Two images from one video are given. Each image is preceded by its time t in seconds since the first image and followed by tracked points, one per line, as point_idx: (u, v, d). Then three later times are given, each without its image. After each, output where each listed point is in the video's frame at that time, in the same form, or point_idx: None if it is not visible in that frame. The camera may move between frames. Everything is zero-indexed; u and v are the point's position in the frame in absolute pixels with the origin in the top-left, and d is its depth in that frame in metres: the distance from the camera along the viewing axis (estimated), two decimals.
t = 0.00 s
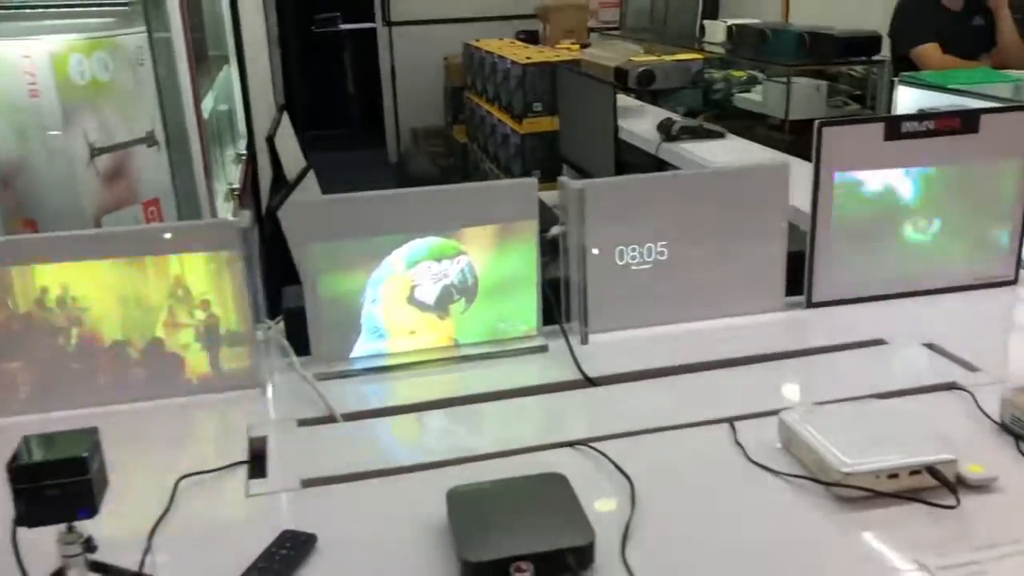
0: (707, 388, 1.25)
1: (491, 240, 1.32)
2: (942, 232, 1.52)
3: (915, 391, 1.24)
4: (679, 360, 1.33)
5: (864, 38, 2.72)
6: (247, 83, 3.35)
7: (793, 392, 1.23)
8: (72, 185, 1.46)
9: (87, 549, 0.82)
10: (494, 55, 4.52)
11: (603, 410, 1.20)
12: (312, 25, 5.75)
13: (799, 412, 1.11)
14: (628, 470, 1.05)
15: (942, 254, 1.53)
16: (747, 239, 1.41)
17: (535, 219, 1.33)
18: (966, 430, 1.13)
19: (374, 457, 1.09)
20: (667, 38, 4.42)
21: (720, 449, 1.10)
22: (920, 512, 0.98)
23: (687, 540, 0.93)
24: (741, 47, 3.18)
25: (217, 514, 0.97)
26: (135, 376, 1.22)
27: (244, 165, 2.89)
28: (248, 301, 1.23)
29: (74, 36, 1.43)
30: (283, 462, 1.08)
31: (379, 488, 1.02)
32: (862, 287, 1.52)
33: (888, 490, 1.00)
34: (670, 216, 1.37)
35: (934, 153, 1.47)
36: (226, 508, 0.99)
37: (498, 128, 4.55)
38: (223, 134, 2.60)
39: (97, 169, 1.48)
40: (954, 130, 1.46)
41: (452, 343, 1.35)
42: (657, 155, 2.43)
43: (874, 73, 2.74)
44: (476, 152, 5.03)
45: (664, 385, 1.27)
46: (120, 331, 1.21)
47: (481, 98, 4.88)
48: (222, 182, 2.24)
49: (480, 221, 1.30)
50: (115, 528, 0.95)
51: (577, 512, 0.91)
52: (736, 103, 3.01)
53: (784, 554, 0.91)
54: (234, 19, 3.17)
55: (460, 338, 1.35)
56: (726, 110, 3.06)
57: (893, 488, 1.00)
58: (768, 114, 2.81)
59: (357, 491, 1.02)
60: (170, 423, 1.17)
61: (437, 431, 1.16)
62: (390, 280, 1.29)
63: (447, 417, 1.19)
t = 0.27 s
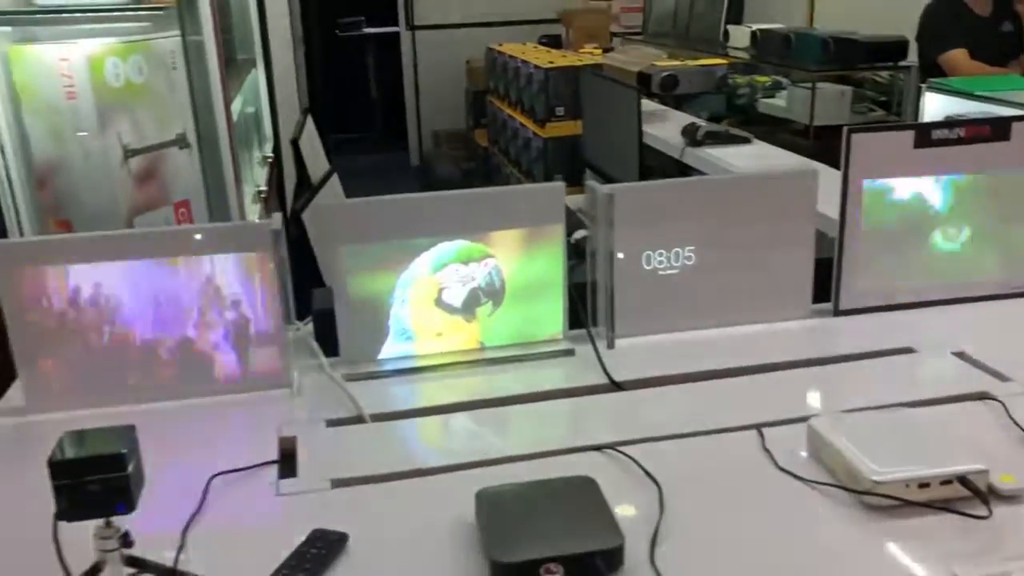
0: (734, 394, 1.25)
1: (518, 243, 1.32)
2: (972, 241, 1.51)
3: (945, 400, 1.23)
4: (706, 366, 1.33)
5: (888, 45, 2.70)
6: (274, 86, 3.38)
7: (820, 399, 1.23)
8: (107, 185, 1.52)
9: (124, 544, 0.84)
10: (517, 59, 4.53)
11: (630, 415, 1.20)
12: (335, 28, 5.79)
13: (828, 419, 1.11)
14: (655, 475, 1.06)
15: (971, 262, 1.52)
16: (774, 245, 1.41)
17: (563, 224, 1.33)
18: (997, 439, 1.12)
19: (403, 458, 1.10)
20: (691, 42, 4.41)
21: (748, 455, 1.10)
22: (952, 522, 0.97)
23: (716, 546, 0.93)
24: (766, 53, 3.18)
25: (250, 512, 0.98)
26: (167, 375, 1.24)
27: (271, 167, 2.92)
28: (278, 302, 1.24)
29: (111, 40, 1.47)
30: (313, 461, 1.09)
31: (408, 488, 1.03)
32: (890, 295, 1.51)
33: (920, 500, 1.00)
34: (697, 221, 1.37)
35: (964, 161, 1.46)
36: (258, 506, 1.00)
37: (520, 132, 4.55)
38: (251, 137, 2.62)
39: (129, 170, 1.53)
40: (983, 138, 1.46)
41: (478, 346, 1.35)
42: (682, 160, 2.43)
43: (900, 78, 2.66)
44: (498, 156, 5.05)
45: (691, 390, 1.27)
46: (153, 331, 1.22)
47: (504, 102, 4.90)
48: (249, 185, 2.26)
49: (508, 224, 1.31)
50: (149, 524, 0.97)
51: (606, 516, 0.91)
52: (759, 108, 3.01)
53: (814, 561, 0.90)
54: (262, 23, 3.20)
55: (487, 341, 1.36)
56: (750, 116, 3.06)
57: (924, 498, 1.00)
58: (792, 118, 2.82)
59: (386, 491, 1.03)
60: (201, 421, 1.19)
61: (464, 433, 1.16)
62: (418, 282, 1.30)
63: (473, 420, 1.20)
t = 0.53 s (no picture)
0: (766, 402, 1.24)
1: (549, 249, 1.32)
2: (1008, 250, 1.49)
3: (981, 411, 1.21)
4: (737, 374, 1.32)
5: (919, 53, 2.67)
6: (303, 90, 3.41)
7: (853, 408, 1.22)
8: (143, 189, 1.52)
9: (164, 542, 0.85)
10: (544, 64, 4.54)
11: (661, 421, 1.20)
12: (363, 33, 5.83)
13: (862, 429, 1.10)
14: (688, 482, 1.05)
15: (1007, 271, 1.50)
16: (807, 252, 1.40)
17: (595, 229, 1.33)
18: None
19: (435, 461, 1.10)
20: (718, 48, 4.39)
21: (781, 463, 1.09)
22: (989, 534, 0.96)
23: (750, 553, 0.92)
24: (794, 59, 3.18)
25: (285, 513, 1.00)
26: (203, 376, 1.26)
27: (300, 171, 2.94)
28: (311, 304, 1.25)
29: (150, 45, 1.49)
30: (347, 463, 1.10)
31: (441, 491, 1.04)
32: (923, 304, 1.49)
33: (956, 510, 0.99)
34: (729, 227, 1.37)
35: (1001, 169, 1.44)
36: (293, 506, 1.01)
37: (546, 137, 4.56)
38: (281, 141, 2.65)
39: (166, 173, 1.53)
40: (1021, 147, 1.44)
41: (508, 350, 1.36)
42: (711, 166, 2.42)
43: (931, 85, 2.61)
44: (523, 161, 5.06)
45: (722, 397, 1.26)
46: (189, 332, 1.24)
47: (529, 107, 4.91)
48: (280, 188, 2.29)
49: (540, 230, 1.31)
50: (186, 522, 0.98)
51: (639, 521, 0.91)
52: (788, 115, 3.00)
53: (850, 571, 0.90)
54: (292, 28, 3.23)
55: (517, 345, 1.36)
56: (778, 122, 3.05)
57: (961, 509, 0.99)
58: (823, 126, 2.79)
59: (420, 493, 1.03)
60: (236, 422, 1.20)
61: (494, 437, 1.17)
62: (450, 286, 1.31)
63: (504, 424, 1.20)
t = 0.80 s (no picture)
0: (794, 410, 1.24)
1: (577, 253, 1.32)
2: None
3: (1013, 421, 1.20)
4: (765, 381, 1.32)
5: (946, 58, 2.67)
6: (328, 94, 3.44)
7: (882, 417, 1.21)
8: (176, 191, 1.56)
9: (198, 541, 0.87)
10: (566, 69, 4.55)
11: (689, 427, 1.20)
12: (386, 38, 5.87)
13: (892, 437, 1.09)
14: (716, 488, 1.05)
15: None
16: (835, 260, 1.40)
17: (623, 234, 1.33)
18: None
19: (463, 464, 1.11)
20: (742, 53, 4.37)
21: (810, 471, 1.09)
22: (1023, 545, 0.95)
23: (781, 561, 0.92)
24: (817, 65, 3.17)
25: (317, 513, 1.00)
26: (233, 377, 1.27)
27: (325, 175, 2.97)
28: (340, 307, 1.26)
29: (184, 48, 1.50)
30: (376, 465, 1.10)
31: (470, 493, 1.04)
32: (953, 313, 1.48)
33: (988, 521, 0.98)
34: (758, 234, 1.36)
35: None
36: (325, 507, 1.02)
37: (568, 142, 4.56)
38: (307, 145, 2.68)
39: (199, 176, 1.57)
40: None
41: (535, 355, 1.36)
42: (736, 172, 2.41)
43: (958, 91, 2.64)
44: (545, 165, 5.06)
45: (750, 404, 1.26)
46: (220, 334, 1.25)
47: (551, 112, 4.92)
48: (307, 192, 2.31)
49: (568, 235, 1.31)
50: (219, 521, 0.99)
51: (668, 527, 0.91)
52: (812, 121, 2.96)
53: None
54: (318, 32, 3.26)
55: (544, 350, 1.36)
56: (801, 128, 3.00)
57: (994, 520, 0.98)
58: (847, 133, 2.75)
59: (449, 495, 1.04)
60: (265, 424, 1.22)
61: (520, 442, 1.17)
62: (477, 290, 1.31)
63: (532, 428, 1.20)
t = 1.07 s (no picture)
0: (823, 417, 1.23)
1: (605, 258, 1.32)
2: None
3: None
4: (793, 388, 1.31)
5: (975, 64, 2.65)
6: (353, 98, 3.46)
7: (913, 426, 1.20)
8: (207, 193, 1.58)
9: (232, 542, 0.88)
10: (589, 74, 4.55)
11: (718, 434, 1.19)
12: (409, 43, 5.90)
13: (924, 446, 1.08)
14: (746, 496, 1.05)
15: None
16: (865, 267, 1.39)
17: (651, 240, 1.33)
18: None
19: (492, 468, 1.11)
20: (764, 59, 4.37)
21: (841, 480, 1.08)
22: None
23: (812, 569, 0.92)
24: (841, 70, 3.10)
25: (348, 515, 1.01)
26: (263, 379, 1.28)
27: (350, 178, 2.99)
28: (369, 310, 1.27)
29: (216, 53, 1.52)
30: (406, 468, 1.11)
31: (499, 497, 1.05)
32: (984, 321, 1.47)
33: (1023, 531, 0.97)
34: (787, 240, 1.36)
35: None
36: (356, 509, 1.02)
37: (590, 147, 4.56)
38: (332, 148, 2.69)
39: (230, 179, 1.59)
40: None
41: (562, 359, 1.36)
42: (762, 178, 2.40)
43: (985, 98, 2.64)
44: (566, 170, 5.06)
45: (778, 411, 1.25)
46: (253, 337, 1.27)
47: (573, 117, 4.92)
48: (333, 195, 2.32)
49: (597, 240, 1.31)
50: (252, 522, 1.00)
51: (700, 534, 0.91)
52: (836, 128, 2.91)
53: None
54: (344, 37, 3.28)
55: (570, 355, 1.36)
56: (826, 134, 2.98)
57: None
58: (872, 139, 2.72)
59: (478, 499, 1.04)
60: (295, 425, 1.23)
61: (548, 446, 1.17)
62: (505, 295, 1.31)
63: (560, 433, 1.21)
